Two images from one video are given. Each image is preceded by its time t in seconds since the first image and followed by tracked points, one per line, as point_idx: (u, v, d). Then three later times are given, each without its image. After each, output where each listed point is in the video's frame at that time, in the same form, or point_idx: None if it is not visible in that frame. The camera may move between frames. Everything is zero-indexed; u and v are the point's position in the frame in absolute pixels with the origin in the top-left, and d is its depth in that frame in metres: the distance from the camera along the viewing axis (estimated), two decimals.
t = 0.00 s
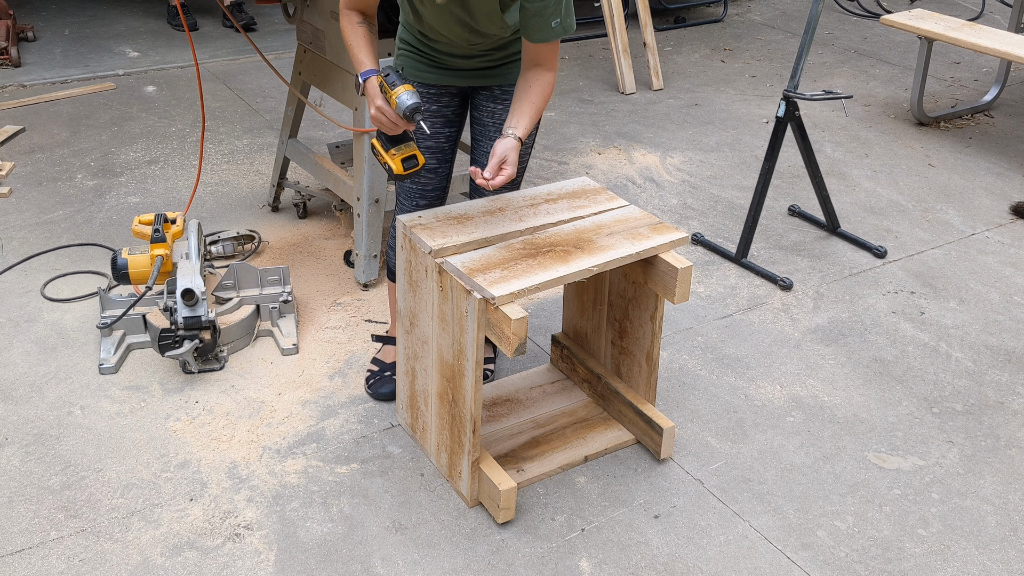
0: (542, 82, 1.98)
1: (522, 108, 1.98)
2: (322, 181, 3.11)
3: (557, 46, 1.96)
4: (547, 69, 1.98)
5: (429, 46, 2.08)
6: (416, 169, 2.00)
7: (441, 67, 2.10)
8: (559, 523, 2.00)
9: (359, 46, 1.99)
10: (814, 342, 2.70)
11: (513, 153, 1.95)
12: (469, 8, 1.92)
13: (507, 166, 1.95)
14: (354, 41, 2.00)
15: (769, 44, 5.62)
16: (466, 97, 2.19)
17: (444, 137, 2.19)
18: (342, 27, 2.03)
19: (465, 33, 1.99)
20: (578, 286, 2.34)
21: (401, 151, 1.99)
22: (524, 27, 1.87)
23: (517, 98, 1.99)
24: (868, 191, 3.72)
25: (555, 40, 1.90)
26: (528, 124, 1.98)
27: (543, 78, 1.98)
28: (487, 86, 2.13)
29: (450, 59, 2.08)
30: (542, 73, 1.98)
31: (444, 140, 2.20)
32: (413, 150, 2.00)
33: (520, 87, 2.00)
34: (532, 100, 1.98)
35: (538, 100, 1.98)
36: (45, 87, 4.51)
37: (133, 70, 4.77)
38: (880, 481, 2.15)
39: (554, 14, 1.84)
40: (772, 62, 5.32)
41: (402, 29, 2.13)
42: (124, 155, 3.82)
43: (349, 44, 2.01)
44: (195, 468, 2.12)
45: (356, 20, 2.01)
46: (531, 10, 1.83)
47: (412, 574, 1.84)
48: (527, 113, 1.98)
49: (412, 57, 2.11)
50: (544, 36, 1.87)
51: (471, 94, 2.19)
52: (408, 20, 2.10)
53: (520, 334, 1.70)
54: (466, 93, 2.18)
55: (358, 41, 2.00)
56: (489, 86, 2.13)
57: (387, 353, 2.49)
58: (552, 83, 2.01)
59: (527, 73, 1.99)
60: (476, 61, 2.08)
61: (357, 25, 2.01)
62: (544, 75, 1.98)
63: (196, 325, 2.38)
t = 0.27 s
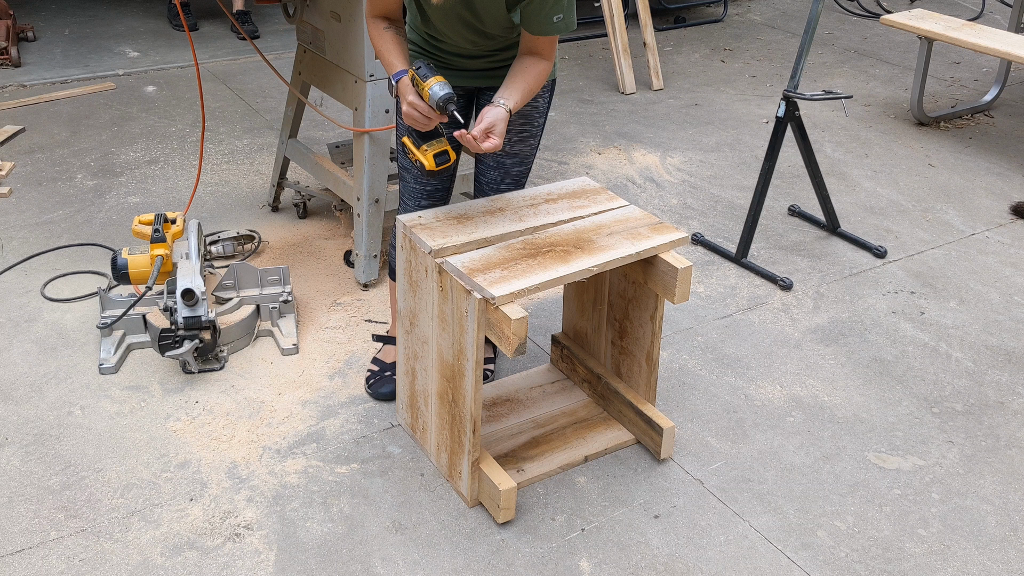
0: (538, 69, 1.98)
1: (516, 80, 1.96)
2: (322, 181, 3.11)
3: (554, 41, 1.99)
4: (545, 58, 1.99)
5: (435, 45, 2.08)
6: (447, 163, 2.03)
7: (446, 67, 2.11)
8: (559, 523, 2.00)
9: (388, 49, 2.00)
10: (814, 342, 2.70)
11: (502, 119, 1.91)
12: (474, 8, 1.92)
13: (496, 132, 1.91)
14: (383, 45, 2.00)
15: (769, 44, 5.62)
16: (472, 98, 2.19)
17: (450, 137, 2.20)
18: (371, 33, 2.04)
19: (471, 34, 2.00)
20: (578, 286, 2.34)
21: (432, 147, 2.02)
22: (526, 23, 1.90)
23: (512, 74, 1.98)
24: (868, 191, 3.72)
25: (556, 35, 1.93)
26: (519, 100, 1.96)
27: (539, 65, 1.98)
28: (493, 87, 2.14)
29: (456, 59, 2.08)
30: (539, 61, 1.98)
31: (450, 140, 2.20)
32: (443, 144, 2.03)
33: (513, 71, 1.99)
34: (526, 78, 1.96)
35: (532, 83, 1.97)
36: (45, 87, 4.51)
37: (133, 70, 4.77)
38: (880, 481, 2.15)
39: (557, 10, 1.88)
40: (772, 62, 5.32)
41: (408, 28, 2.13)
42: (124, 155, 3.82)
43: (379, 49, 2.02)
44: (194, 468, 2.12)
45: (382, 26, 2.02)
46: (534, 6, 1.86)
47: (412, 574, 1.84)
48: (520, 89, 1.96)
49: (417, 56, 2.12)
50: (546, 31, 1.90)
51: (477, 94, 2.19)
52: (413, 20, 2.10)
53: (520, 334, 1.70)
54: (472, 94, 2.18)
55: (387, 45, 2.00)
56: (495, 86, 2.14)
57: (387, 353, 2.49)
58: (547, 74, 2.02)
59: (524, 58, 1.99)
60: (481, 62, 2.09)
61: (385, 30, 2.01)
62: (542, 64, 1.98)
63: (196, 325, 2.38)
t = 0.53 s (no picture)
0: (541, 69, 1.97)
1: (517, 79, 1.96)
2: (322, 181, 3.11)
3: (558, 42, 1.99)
4: (549, 57, 1.98)
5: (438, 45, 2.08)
6: (448, 166, 2.03)
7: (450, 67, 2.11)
8: (559, 523, 2.00)
9: (393, 50, 1.99)
10: (814, 342, 2.71)
11: (500, 114, 1.90)
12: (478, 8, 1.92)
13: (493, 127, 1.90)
14: (387, 46, 1.99)
15: (769, 44, 5.62)
16: (475, 98, 2.19)
17: (452, 137, 2.20)
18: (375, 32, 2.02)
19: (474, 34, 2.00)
20: (578, 286, 2.34)
21: (433, 148, 2.02)
22: (529, 23, 1.90)
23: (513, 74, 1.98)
24: (868, 191, 3.72)
25: (559, 36, 1.93)
26: (521, 97, 1.96)
27: (542, 64, 1.97)
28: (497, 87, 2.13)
29: (460, 59, 2.08)
30: (543, 60, 1.97)
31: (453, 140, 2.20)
32: (445, 147, 2.03)
33: (516, 70, 1.98)
34: (528, 76, 1.96)
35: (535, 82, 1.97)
36: (45, 87, 4.51)
37: (133, 70, 4.77)
38: (880, 481, 2.15)
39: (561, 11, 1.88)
40: (772, 62, 5.32)
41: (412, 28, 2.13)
42: (124, 155, 3.82)
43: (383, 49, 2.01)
44: (195, 468, 2.12)
45: (386, 27, 2.01)
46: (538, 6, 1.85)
47: (413, 574, 1.84)
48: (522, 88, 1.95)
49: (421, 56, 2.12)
50: (549, 31, 1.90)
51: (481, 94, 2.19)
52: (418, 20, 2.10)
53: (520, 334, 1.70)
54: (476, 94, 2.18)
55: (392, 46, 1.99)
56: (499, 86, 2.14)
57: (387, 352, 2.49)
58: (550, 73, 2.01)
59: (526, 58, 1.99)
60: (485, 62, 2.09)
61: (390, 31, 2.00)
62: (545, 64, 1.98)
63: (196, 325, 2.38)
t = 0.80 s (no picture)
0: (544, 67, 1.98)
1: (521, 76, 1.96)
2: (322, 181, 3.11)
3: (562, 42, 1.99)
4: (552, 57, 1.99)
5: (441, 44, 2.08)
6: (451, 164, 2.02)
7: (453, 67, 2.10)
8: (559, 523, 2.00)
9: (396, 50, 2.00)
10: (814, 342, 2.70)
11: (503, 109, 1.91)
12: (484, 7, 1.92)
13: (496, 125, 1.90)
14: (390, 46, 2.00)
15: (769, 44, 5.62)
16: (478, 98, 2.19)
17: (455, 137, 2.19)
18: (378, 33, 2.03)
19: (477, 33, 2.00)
20: (578, 286, 2.34)
21: (436, 147, 2.01)
22: (533, 22, 1.91)
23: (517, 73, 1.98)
24: (868, 191, 3.72)
25: (562, 36, 1.94)
26: (525, 95, 1.96)
27: (545, 62, 1.98)
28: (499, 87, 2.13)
29: (462, 58, 2.08)
30: (546, 58, 1.98)
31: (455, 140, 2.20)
32: (448, 145, 2.02)
33: (519, 68, 1.98)
34: (531, 74, 1.96)
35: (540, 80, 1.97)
36: (45, 87, 4.51)
37: (133, 70, 4.77)
38: (880, 481, 2.15)
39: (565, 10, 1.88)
40: (772, 62, 5.32)
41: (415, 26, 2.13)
42: (124, 155, 3.82)
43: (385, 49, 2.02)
44: (195, 468, 2.12)
45: (389, 27, 2.01)
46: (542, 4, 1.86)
47: (412, 574, 1.84)
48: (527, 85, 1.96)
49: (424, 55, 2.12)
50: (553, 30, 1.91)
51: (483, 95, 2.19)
52: (421, 19, 2.10)
53: (520, 334, 1.70)
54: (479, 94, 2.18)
55: (395, 46, 2.00)
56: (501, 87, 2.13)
57: (387, 352, 2.49)
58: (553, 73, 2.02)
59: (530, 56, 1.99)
60: (488, 62, 2.08)
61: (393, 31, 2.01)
62: (547, 62, 1.98)
63: (196, 325, 2.38)
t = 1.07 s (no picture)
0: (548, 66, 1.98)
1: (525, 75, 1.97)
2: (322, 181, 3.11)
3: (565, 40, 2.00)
4: (556, 55, 1.99)
5: (442, 43, 2.09)
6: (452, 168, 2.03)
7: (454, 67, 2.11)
8: (559, 523, 2.00)
9: (400, 53, 2.00)
10: (814, 342, 2.70)
11: (508, 108, 1.91)
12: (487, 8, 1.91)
13: (502, 123, 1.91)
14: (394, 48, 2.01)
15: (769, 44, 5.62)
16: (480, 98, 2.19)
17: (456, 138, 2.19)
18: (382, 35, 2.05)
19: (477, 33, 2.00)
20: (577, 286, 2.34)
21: (438, 151, 2.02)
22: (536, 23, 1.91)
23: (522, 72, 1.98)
24: (868, 191, 3.72)
25: (566, 35, 1.94)
26: (530, 94, 1.96)
27: (549, 61, 1.98)
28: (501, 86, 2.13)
29: (464, 58, 2.08)
30: (550, 58, 1.98)
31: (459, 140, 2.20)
32: (450, 150, 2.03)
33: (523, 69, 1.99)
34: (536, 74, 1.96)
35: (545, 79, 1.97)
36: (45, 87, 4.51)
37: (133, 70, 4.78)
38: (880, 481, 2.15)
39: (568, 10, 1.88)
40: (772, 62, 5.32)
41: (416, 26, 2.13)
42: (124, 155, 3.82)
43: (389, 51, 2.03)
44: (195, 468, 2.12)
45: (393, 29, 2.03)
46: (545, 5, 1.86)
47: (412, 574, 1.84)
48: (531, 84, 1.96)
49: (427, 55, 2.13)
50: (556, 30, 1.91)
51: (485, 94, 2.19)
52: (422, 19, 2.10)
53: (520, 334, 1.70)
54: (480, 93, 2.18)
55: (399, 48, 2.01)
56: (502, 87, 2.13)
57: (387, 352, 2.49)
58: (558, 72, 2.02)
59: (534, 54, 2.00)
60: (489, 62, 2.09)
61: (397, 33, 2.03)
62: (551, 61, 1.98)
63: (196, 325, 2.38)
